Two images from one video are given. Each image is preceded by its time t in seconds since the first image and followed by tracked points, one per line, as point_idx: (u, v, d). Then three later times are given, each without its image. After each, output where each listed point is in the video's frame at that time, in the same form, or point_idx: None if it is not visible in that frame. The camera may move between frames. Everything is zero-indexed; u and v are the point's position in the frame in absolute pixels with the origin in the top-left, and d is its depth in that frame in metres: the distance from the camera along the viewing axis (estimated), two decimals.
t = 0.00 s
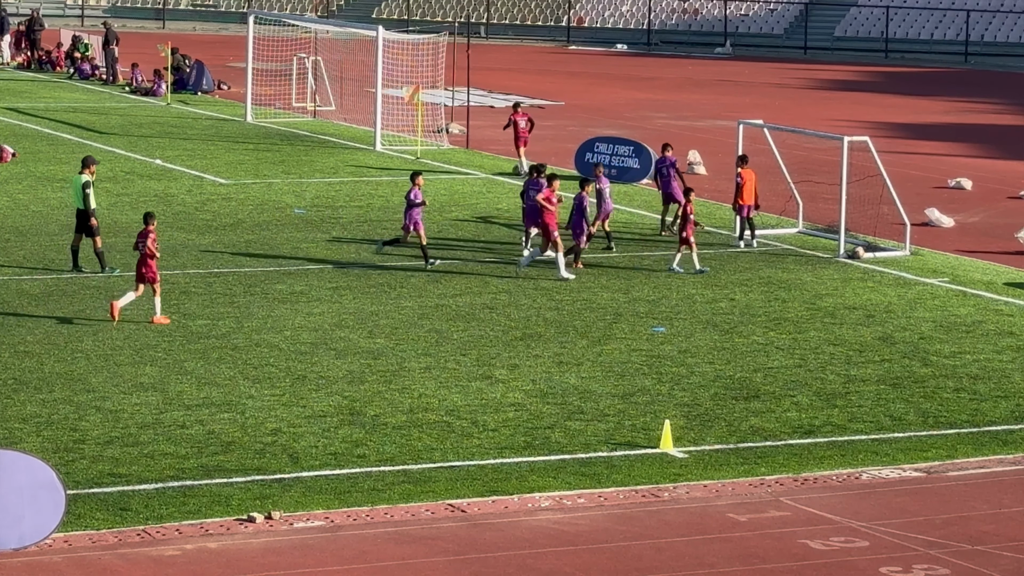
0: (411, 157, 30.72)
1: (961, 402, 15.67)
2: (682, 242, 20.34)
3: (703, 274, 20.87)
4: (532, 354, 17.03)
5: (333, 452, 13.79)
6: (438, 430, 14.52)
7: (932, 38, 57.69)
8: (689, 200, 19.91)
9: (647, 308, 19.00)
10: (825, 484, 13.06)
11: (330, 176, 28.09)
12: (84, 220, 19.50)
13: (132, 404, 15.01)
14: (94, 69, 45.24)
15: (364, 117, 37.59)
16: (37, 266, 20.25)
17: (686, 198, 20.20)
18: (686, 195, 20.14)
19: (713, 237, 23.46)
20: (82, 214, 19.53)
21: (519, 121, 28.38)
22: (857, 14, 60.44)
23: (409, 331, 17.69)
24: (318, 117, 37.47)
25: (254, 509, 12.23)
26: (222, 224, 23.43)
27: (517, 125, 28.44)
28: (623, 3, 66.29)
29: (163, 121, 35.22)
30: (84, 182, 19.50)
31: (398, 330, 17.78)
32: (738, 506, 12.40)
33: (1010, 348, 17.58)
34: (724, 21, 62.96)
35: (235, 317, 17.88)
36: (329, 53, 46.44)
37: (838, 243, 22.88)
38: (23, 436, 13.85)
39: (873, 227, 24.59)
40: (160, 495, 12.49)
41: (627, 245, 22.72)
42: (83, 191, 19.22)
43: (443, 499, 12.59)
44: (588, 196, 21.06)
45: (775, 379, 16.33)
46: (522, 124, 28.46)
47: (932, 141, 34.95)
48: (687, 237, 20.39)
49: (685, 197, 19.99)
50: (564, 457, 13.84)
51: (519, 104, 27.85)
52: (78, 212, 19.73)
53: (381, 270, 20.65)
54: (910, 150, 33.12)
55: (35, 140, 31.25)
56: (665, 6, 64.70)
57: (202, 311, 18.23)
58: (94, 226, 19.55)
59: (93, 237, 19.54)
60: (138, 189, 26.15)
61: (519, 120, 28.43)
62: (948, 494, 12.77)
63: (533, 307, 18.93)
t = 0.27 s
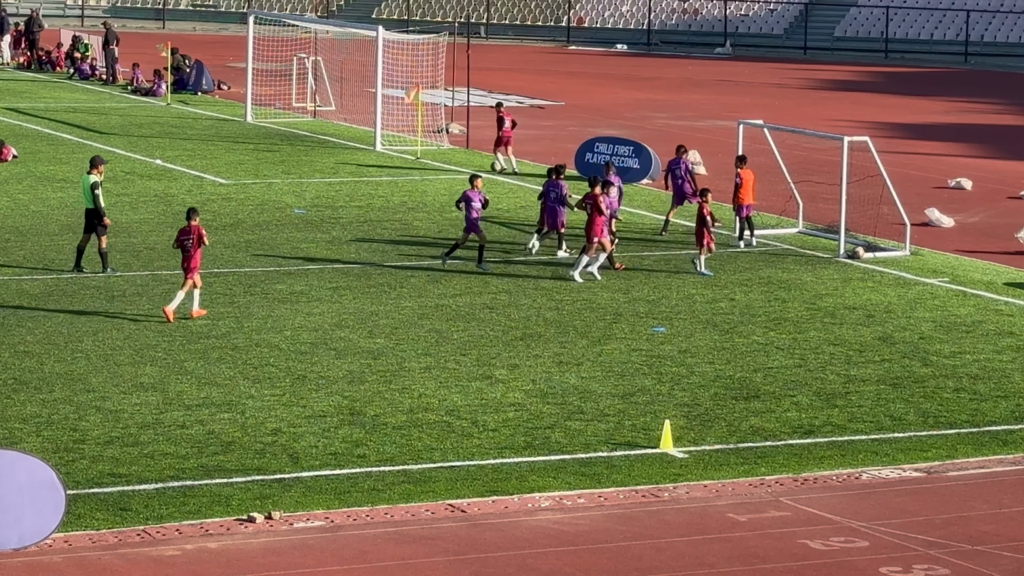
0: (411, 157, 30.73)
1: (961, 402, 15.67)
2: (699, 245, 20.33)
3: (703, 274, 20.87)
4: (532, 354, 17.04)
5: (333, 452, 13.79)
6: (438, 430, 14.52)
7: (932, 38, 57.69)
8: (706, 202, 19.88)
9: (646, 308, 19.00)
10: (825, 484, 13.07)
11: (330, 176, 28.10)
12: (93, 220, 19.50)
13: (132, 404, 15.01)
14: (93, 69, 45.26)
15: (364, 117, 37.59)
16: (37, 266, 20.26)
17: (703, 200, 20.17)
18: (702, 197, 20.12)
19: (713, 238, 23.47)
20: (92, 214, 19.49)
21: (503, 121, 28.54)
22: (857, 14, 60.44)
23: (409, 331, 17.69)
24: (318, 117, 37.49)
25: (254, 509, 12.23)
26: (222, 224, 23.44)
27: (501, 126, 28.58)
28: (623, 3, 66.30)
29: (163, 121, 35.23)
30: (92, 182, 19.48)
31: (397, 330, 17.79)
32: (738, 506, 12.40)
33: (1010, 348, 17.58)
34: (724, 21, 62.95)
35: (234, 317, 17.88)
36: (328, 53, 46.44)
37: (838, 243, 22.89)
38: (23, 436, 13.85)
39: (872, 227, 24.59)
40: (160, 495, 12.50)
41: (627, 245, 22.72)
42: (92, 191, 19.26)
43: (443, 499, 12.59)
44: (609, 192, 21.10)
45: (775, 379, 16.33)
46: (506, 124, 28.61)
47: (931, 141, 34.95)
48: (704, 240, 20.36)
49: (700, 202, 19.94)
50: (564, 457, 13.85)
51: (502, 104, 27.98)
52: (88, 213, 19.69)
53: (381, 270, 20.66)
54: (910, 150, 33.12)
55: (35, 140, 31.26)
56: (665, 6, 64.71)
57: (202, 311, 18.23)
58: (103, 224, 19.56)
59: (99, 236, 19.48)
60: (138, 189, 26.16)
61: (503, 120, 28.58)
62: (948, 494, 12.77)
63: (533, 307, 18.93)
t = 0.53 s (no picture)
0: (411, 157, 30.73)
1: (961, 402, 15.67)
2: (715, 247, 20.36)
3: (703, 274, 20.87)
4: (532, 354, 17.04)
5: (334, 452, 13.79)
6: (438, 430, 14.52)
7: (932, 38, 57.69)
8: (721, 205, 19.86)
9: (647, 308, 19.00)
10: (825, 484, 13.07)
11: (330, 176, 28.10)
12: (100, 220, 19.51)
13: (131, 404, 15.01)
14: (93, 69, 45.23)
15: (364, 117, 37.59)
16: (37, 266, 20.25)
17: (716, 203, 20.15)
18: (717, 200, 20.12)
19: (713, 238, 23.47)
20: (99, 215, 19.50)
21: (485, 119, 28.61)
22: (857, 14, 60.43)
23: (409, 331, 17.69)
24: (318, 117, 37.49)
25: (254, 509, 12.24)
26: (222, 224, 23.44)
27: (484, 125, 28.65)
28: (623, 3, 66.29)
29: (163, 121, 35.23)
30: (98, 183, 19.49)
31: (398, 330, 17.79)
32: (738, 506, 12.40)
33: (1010, 348, 17.58)
34: (724, 21, 62.94)
35: (234, 317, 17.88)
36: (328, 53, 46.44)
37: (838, 243, 22.89)
38: (23, 436, 13.86)
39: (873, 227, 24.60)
40: (160, 495, 12.50)
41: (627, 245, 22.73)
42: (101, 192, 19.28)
43: (443, 499, 12.59)
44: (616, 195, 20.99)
45: (775, 379, 16.33)
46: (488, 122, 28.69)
47: (931, 141, 34.95)
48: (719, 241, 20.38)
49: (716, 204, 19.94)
50: (564, 457, 13.84)
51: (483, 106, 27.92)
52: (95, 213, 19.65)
53: (381, 270, 20.66)
54: (910, 150, 33.12)
55: (35, 140, 31.26)
56: (665, 6, 64.70)
57: (202, 311, 18.23)
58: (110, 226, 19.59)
59: (106, 237, 19.52)
60: (138, 189, 26.15)
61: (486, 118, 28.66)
62: (948, 494, 12.77)
63: (534, 307, 18.93)
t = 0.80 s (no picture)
0: (411, 157, 30.74)
1: (962, 402, 15.66)
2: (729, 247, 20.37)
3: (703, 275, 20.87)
4: (532, 354, 17.04)
5: (333, 452, 13.79)
6: (438, 430, 14.52)
7: (932, 38, 57.70)
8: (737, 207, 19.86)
9: (647, 308, 19.00)
10: (825, 484, 13.06)
11: (329, 176, 28.09)
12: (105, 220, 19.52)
13: (131, 404, 15.01)
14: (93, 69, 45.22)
15: (364, 117, 37.59)
16: (36, 266, 20.24)
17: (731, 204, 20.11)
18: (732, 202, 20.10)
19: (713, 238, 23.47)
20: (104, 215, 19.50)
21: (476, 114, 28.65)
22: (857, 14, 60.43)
23: (409, 331, 17.69)
24: (317, 117, 37.49)
25: (254, 509, 12.23)
26: (222, 224, 23.43)
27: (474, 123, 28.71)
28: (623, 3, 66.29)
29: (163, 121, 35.23)
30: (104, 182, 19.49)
31: (398, 330, 17.79)
32: (737, 506, 12.40)
33: (1010, 348, 17.58)
34: (724, 21, 62.94)
35: (234, 317, 17.88)
36: (328, 53, 46.43)
37: (838, 243, 22.88)
38: (23, 436, 13.85)
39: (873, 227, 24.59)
40: (160, 495, 12.49)
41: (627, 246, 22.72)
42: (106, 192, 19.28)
43: (442, 499, 12.58)
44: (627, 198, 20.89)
45: (775, 379, 16.33)
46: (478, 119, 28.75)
47: (931, 141, 34.94)
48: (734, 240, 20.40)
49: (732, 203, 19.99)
50: (564, 457, 13.84)
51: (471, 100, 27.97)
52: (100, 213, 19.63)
53: (381, 270, 20.66)
54: (910, 150, 33.11)
55: (35, 140, 31.25)
56: (665, 7, 64.70)
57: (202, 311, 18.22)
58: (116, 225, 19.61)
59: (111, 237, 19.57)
60: (138, 189, 26.15)
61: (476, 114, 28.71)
62: (948, 494, 12.77)
63: (534, 307, 18.93)
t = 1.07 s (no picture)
0: (411, 156, 30.75)
1: (962, 403, 15.66)
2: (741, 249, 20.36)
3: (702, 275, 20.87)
4: (532, 354, 17.04)
5: (333, 452, 13.79)
6: (438, 430, 14.52)
7: (932, 39, 57.71)
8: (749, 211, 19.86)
9: (647, 308, 19.00)
10: (825, 484, 13.06)
11: (329, 176, 28.10)
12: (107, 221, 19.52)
13: (131, 404, 15.01)
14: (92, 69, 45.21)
15: (364, 117, 37.60)
16: (37, 266, 20.25)
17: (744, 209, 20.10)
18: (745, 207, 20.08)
19: (713, 238, 23.48)
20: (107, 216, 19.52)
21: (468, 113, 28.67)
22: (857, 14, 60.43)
23: (409, 331, 17.69)
24: (317, 117, 37.50)
25: (254, 509, 12.23)
26: (222, 224, 23.44)
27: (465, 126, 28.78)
28: (623, 3, 66.29)
29: (163, 121, 35.24)
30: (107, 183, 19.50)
31: (398, 330, 17.79)
32: (737, 506, 12.40)
33: (1010, 348, 17.58)
34: (724, 21, 62.94)
35: (234, 317, 17.88)
36: (327, 53, 46.44)
37: (838, 243, 22.89)
38: (23, 436, 13.85)
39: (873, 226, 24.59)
40: (160, 495, 12.50)
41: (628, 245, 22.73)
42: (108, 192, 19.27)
43: (442, 499, 12.59)
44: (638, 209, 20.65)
45: (775, 379, 16.33)
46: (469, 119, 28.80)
47: (931, 141, 34.94)
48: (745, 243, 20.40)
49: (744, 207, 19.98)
50: (564, 457, 13.84)
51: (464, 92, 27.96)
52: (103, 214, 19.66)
53: (381, 270, 20.67)
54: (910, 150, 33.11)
55: (35, 140, 31.26)
56: (665, 7, 64.71)
57: (202, 311, 18.23)
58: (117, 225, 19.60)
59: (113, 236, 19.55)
60: (138, 189, 26.15)
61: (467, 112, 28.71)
62: (948, 494, 12.77)
63: (534, 307, 18.94)
